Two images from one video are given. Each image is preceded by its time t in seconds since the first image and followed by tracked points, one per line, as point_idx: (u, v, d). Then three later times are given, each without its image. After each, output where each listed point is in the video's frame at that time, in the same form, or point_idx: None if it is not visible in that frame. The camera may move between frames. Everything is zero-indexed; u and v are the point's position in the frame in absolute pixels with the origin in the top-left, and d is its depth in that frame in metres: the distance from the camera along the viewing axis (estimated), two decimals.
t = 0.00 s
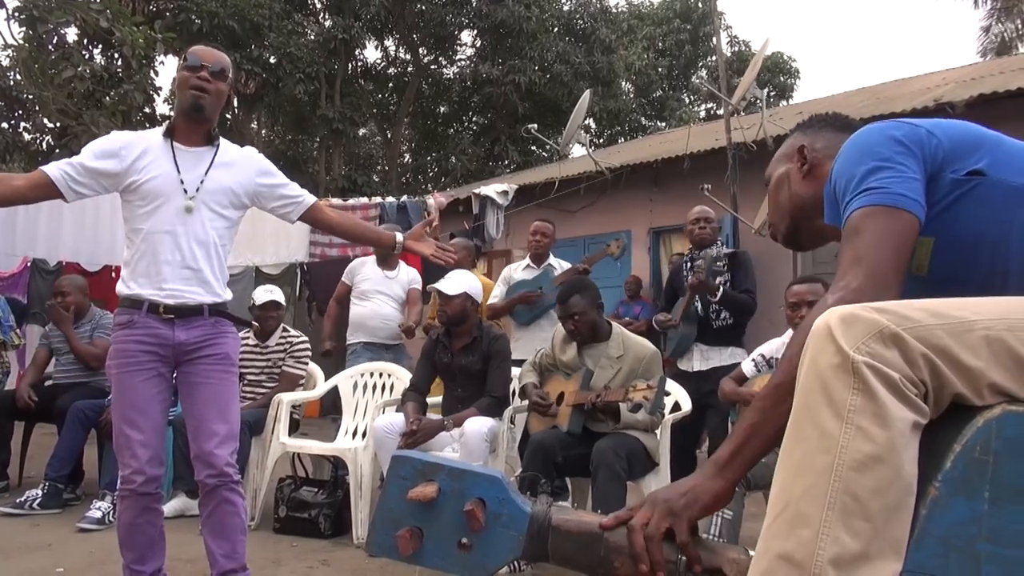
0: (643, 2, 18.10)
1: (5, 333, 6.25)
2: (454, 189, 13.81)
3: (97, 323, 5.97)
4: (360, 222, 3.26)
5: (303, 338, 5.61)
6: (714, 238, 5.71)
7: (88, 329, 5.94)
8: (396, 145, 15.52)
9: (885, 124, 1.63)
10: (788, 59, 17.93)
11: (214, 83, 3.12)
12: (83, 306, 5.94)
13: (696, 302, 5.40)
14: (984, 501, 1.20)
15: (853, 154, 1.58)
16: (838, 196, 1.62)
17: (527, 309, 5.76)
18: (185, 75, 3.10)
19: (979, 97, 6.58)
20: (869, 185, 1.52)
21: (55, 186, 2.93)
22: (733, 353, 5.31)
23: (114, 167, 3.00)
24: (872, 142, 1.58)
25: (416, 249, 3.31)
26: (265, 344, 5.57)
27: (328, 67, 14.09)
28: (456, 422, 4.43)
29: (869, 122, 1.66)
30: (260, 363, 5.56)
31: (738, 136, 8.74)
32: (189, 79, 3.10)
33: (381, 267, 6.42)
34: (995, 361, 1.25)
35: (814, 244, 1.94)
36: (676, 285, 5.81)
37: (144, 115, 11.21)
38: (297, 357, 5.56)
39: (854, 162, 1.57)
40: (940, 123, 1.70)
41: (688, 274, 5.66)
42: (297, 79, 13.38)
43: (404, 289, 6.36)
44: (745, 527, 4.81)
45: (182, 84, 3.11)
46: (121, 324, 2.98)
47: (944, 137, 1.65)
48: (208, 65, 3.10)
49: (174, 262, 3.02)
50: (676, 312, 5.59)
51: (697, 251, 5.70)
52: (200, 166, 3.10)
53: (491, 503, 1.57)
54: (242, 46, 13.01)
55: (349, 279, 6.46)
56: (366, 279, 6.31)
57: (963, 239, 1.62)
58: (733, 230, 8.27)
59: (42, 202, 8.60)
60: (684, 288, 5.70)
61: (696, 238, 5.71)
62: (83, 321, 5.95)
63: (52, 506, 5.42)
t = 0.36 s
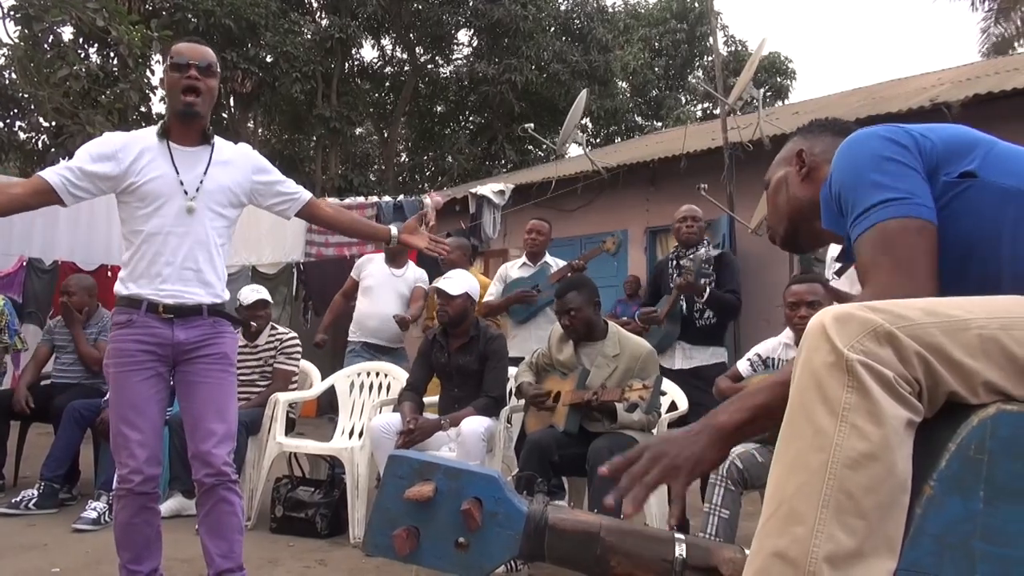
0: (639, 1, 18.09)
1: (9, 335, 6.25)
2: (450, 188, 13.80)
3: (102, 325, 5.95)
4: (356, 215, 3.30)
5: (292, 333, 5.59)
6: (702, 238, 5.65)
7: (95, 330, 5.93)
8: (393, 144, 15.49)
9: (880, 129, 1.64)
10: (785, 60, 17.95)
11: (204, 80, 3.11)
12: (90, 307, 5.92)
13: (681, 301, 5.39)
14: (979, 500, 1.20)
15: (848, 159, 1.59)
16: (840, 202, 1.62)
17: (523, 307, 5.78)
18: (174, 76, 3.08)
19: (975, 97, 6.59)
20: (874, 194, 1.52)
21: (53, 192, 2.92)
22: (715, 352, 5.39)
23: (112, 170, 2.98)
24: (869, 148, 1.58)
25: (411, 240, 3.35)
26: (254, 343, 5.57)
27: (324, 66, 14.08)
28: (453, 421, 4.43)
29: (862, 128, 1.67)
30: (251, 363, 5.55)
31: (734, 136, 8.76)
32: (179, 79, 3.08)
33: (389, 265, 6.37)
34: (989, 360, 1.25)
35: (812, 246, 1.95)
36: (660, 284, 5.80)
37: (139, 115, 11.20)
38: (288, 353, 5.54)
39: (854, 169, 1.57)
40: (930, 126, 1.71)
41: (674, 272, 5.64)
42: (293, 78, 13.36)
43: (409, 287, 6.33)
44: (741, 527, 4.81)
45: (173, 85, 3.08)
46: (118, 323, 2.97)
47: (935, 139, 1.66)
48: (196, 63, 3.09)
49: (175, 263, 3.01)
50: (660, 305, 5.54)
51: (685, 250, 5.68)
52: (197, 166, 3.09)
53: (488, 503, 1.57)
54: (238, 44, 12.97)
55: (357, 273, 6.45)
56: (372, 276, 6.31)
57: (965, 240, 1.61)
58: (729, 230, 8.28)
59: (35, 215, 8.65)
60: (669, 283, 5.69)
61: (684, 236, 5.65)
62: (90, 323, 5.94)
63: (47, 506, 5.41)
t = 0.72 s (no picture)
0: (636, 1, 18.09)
1: (9, 335, 6.26)
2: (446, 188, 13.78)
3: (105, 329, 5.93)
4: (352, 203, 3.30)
5: (282, 331, 5.58)
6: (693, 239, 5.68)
7: (97, 334, 5.91)
8: (390, 144, 15.47)
9: (870, 130, 1.65)
10: (782, 60, 17.98)
11: (192, 78, 3.10)
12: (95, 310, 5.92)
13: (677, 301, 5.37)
14: (975, 500, 1.19)
15: (840, 162, 1.59)
16: (830, 203, 1.62)
17: (525, 305, 5.77)
18: (162, 76, 3.08)
19: (971, 98, 6.60)
20: (865, 197, 1.52)
21: (51, 200, 2.92)
22: (701, 353, 5.39)
23: (108, 174, 2.98)
24: (858, 149, 1.58)
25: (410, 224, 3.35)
26: (245, 343, 5.54)
27: (321, 66, 14.06)
28: (450, 421, 4.43)
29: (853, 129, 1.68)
30: (244, 362, 5.54)
31: (730, 136, 8.77)
32: (167, 80, 3.08)
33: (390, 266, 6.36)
34: (984, 359, 1.26)
35: (806, 249, 1.94)
36: (644, 280, 5.78)
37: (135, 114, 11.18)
38: (279, 351, 5.53)
39: (842, 171, 1.57)
40: (921, 127, 1.71)
41: (665, 271, 5.64)
42: (289, 78, 13.32)
43: (409, 288, 6.32)
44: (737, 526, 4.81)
45: (161, 85, 3.08)
46: (118, 323, 2.97)
47: (925, 140, 1.66)
48: (184, 62, 3.09)
49: (174, 264, 3.00)
50: (649, 304, 5.46)
51: (675, 251, 5.67)
52: (193, 166, 3.08)
53: (485, 503, 1.57)
54: (235, 44, 12.93)
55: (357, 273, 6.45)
56: (374, 277, 6.29)
57: (953, 241, 1.61)
58: (725, 230, 8.29)
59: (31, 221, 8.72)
60: (657, 283, 5.66)
61: (676, 237, 5.62)
62: (94, 326, 5.93)
63: (43, 506, 5.40)
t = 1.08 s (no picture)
0: (635, 1, 18.09)
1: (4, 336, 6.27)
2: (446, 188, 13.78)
3: (99, 328, 5.92)
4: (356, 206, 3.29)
5: (285, 333, 5.59)
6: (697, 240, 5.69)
7: (91, 333, 5.89)
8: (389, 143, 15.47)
9: (868, 131, 1.65)
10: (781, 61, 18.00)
11: (191, 78, 3.10)
12: (88, 311, 5.89)
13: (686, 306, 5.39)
14: (973, 500, 1.19)
15: (836, 164, 1.59)
16: (826, 204, 1.63)
17: (520, 307, 5.77)
18: (161, 75, 3.07)
19: (970, 98, 6.61)
20: (860, 198, 1.52)
21: (49, 203, 2.93)
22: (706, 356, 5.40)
23: (106, 175, 2.98)
24: (854, 152, 1.59)
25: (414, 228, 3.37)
26: (247, 344, 5.57)
27: (319, 66, 14.07)
28: (449, 421, 4.43)
29: (851, 131, 1.68)
30: (246, 363, 5.56)
31: (729, 136, 8.78)
32: (166, 80, 3.07)
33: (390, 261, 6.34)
34: (982, 359, 1.26)
35: (802, 250, 1.94)
36: (648, 282, 5.80)
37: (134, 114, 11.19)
38: (282, 354, 5.52)
39: (839, 173, 1.58)
40: (919, 130, 1.71)
41: (671, 274, 5.64)
42: (288, 78, 13.33)
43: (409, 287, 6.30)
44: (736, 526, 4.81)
45: (160, 84, 3.07)
46: (117, 323, 2.97)
47: (923, 142, 1.66)
48: (182, 61, 3.08)
49: (173, 265, 3.00)
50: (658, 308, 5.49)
51: (681, 254, 5.68)
52: (192, 166, 3.08)
53: (484, 503, 1.57)
54: (233, 44, 12.93)
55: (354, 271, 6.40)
56: (373, 273, 6.27)
57: (949, 245, 1.62)
58: (724, 230, 8.29)
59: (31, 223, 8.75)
60: (662, 286, 5.67)
61: (680, 239, 5.61)
62: (87, 326, 5.90)
63: (42, 506, 5.40)
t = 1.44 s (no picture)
0: (635, 2, 18.09)
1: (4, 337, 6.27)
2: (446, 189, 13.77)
3: (91, 325, 5.92)
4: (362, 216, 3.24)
5: (296, 342, 5.58)
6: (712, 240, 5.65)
7: (81, 333, 5.89)
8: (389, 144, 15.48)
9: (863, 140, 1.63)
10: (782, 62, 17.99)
11: (198, 80, 3.09)
12: (76, 311, 5.88)
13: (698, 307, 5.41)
14: (975, 499, 1.19)
15: (826, 171, 1.58)
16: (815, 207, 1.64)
17: (523, 310, 5.76)
18: (168, 75, 3.08)
19: (970, 99, 6.61)
20: (839, 204, 1.53)
21: (49, 200, 2.94)
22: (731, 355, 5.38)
23: (107, 173, 2.98)
24: (845, 161, 1.58)
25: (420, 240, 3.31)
26: (258, 348, 5.51)
27: (319, 67, 14.08)
28: (450, 422, 4.43)
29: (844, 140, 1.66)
30: (252, 366, 5.50)
31: (729, 137, 8.78)
32: (172, 80, 3.07)
33: (381, 267, 6.35)
34: (984, 358, 1.26)
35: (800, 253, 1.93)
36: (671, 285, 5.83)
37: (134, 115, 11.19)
38: (289, 361, 5.53)
39: (826, 178, 1.58)
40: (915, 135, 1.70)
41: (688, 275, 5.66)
42: (288, 79, 13.38)
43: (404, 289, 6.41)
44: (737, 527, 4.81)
45: (166, 85, 3.08)
46: (117, 325, 2.97)
47: (920, 149, 1.66)
48: (191, 64, 3.08)
49: (171, 267, 3.00)
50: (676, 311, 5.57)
51: (697, 254, 5.66)
52: (194, 168, 3.08)
53: (485, 504, 1.56)
54: (233, 45, 12.93)
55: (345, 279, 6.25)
56: (371, 282, 6.22)
57: (946, 251, 1.65)
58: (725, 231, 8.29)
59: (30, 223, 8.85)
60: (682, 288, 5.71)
61: (695, 240, 5.62)
62: (77, 325, 5.90)
63: (42, 508, 5.39)
